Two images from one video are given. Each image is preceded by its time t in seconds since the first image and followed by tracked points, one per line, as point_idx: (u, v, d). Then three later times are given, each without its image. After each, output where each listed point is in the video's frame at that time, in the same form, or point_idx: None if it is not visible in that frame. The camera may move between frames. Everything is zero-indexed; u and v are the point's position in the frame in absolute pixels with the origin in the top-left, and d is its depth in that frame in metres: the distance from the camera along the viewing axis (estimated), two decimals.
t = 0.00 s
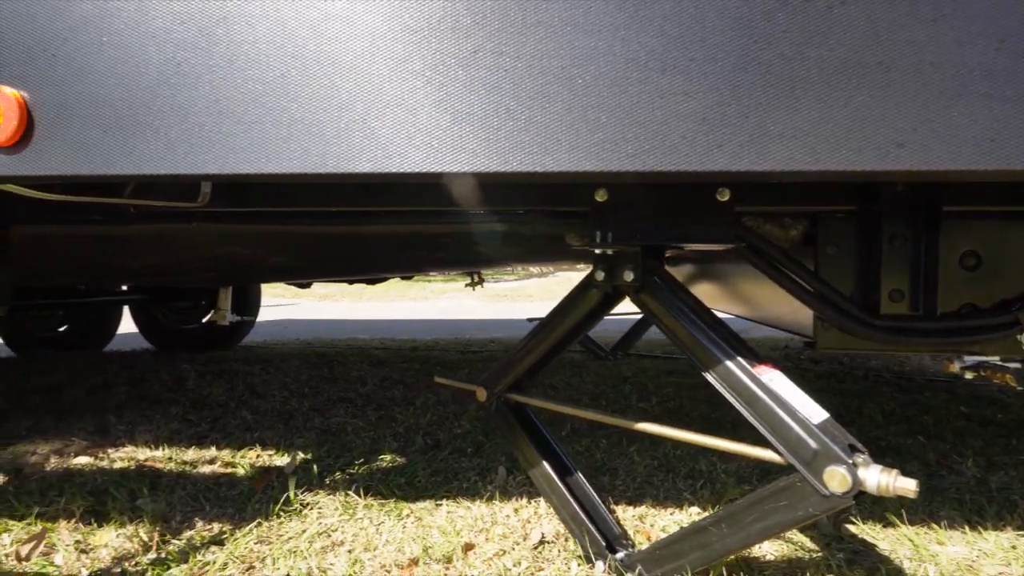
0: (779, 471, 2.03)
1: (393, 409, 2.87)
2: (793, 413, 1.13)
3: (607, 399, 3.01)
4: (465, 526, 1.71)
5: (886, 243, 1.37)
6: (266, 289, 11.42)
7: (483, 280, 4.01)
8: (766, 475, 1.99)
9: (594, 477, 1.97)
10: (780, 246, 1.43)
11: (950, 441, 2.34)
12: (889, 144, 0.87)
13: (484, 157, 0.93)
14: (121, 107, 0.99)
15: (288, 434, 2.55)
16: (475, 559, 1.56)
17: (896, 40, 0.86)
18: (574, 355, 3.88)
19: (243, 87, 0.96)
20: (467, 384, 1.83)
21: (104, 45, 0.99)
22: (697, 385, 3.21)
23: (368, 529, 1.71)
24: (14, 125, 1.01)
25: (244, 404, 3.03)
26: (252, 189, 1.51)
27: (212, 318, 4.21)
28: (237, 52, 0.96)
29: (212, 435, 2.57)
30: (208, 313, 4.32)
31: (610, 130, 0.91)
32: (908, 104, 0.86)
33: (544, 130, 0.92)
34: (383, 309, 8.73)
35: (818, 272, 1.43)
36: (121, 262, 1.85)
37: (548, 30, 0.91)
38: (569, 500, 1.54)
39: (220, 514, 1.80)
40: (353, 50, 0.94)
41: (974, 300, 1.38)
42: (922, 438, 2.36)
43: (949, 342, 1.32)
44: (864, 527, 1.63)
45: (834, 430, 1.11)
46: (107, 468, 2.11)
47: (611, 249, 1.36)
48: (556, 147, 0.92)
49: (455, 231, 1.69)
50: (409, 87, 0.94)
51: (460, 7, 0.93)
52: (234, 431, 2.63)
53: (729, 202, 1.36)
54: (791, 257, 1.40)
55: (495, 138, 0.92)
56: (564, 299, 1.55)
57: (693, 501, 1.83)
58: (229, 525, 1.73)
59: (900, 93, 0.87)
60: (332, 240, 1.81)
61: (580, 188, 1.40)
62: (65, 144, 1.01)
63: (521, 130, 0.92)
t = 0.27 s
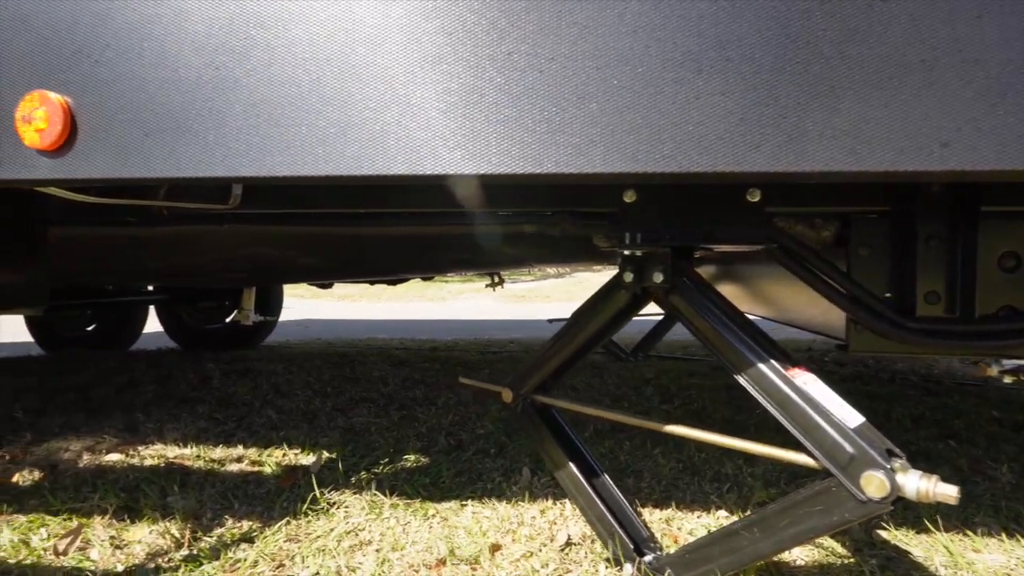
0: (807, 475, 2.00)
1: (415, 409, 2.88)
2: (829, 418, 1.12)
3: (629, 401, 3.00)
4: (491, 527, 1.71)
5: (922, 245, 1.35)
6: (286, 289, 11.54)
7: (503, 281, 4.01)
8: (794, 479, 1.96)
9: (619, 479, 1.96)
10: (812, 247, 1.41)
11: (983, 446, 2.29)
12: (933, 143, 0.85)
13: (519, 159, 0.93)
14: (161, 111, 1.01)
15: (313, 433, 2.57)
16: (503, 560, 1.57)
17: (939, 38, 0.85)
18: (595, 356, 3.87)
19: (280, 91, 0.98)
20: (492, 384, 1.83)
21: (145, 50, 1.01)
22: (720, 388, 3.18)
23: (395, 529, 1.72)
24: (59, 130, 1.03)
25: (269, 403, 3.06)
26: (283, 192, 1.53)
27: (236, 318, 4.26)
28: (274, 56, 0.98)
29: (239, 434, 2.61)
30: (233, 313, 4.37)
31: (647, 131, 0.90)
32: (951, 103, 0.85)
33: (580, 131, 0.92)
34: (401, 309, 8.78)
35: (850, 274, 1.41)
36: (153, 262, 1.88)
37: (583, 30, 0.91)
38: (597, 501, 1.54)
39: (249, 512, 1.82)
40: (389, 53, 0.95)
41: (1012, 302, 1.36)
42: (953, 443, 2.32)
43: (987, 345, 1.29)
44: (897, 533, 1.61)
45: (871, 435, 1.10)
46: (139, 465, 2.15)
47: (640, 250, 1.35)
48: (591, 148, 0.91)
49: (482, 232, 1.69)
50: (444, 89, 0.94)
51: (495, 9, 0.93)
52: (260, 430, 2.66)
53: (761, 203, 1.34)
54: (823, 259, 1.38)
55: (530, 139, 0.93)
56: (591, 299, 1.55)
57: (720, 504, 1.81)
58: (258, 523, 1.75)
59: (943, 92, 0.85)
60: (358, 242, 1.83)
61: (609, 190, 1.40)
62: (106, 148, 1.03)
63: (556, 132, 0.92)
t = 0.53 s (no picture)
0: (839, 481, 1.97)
1: (438, 412, 2.89)
2: (871, 427, 1.10)
3: (652, 405, 2.98)
4: (520, 532, 1.72)
5: (962, 251, 1.32)
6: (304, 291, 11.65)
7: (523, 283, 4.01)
8: (825, 486, 1.94)
9: (646, 485, 1.95)
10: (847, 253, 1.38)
11: (1018, 454, 2.24)
12: (980, 149, 0.86)
13: (558, 166, 0.93)
14: (201, 121, 1.02)
15: (338, 436, 2.59)
16: (532, 566, 1.58)
17: (987, 42, 0.85)
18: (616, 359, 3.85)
19: (319, 99, 0.99)
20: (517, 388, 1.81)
21: (186, 61, 1.03)
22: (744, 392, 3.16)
23: (423, 533, 1.73)
24: (103, 139, 1.05)
25: (293, 405, 3.09)
26: (314, 199, 1.55)
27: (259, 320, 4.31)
28: (313, 65, 0.99)
29: (265, 436, 2.64)
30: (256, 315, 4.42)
31: (688, 138, 0.90)
32: (999, 108, 0.85)
33: (620, 138, 0.91)
34: (419, 311, 8.82)
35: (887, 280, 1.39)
36: (184, 267, 1.90)
37: (623, 37, 0.91)
38: (626, 508, 1.53)
39: (279, 514, 1.84)
40: (428, 61, 0.96)
41: None
42: (987, 450, 2.27)
43: None
44: (933, 542, 1.58)
45: (913, 444, 1.08)
46: (169, 466, 2.18)
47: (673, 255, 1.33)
48: (631, 155, 0.91)
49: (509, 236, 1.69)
50: (482, 96, 0.94)
51: (534, 16, 0.93)
52: (285, 432, 2.69)
53: (795, 207, 1.34)
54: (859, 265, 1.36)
55: (569, 146, 0.93)
56: (621, 304, 1.54)
57: (751, 511, 1.80)
58: (288, 525, 1.77)
59: (990, 96, 0.85)
60: (386, 246, 1.84)
61: (641, 194, 1.39)
62: (148, 158, 1.05)
63: (596, 139, 0.92)
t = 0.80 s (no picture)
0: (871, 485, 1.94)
1: (461, 410, 2.90)
2: (911, 431, 1.08)
3: (675, 406, 2.97)
4: (548, 532, 1.72)
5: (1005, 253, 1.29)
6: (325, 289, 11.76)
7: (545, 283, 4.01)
8: (855, 489, 1.91)
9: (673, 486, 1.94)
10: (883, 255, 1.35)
11: None
12: None
13: (594, 168, 0.93)
14: (241, 125, 1.04)
15: (363, 434, 2.62)
16: (561, 566, 1.58)
17: None
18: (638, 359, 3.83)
19: (356, 102, 1.00)
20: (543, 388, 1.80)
21: (225, 66, 1.04)
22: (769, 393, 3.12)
23: (451, 532, 1.74)
24: (145, 143, 1.07)
25: (318, 403, 3.13)
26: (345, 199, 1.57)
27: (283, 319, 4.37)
28: (350, 68, 1.00)
29: (292, 433, 2.67)
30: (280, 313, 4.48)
31: (726, 139, 0.89)
32: None
33: (657, 139, 0.91)
34: (438, 310, 8.86)
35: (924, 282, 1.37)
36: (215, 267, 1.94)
37: (661, 38, 0.90)
38: (655, 509, 1.52)
39: (309, 511, 1.86)
40: (464, 64, 0.96)
41: None
42: None
43: None
44: (971, 549, 1.55)
45: (954, 449, 1.07)
46: (200, 462, 2.22)
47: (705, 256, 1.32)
48: (669, 156, 0.91)
49: (536, 236, 1.70)
50: (518, 98, 0.95)
51: (570, 17, 0.93)
52: (311, 430, 2.72)
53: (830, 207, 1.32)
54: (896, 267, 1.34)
55: (606, 148, 0.92)
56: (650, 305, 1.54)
57: (784, 514, 1.78)
58: (318, 522, 1.79)
59: None
60: (414, 245, 1.84)
61: (672, 195, 1.39)
62: (188, 161, 1.07)
63: (632, 140, 0.92)
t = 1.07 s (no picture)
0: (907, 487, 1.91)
1: (486, 409, 2.91)
2: (960, 433, 1.06)
3: (701, 405, 2.94)
4: (578, 531, 1.72)
5: None
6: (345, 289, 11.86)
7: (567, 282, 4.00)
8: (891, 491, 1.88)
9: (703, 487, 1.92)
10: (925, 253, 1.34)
11: None
12: None
13: (635, 166, 0.92)
14: (280, 125, 1.05)
15: (389, 432, 2.63)
16: (593, 566, 1.58)
17: None
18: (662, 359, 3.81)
19: (395, 101, 1.00)
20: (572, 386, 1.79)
21: (265, 67, 1.05)
22: (797, 394, 3.08)
23: (481, 530, 1.74)
24: (188, 144, 1.09)
25: (344, 401, 3.16)
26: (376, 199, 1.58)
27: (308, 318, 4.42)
28: (388, 68, 1.00)
29: (319, 431, 2.70)
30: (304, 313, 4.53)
31: (771, 134, 0.88)
32: None
33: (700, 136, 0.90)
34: (458, 309, 8.88)
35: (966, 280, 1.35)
36: (247, 266, 1.96)
37: (702, 33, 0.90)
38: (689, 509, 1.50)
39: (340, 508, 1.88)
40: (503, 61, 0.96)
41: None
42: None
43: None
44: (1015, 554, 1.51)
45: (1005, 451, 1.04)
46: (231, 458, 2.25)
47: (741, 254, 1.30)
48: (711, 153, 0.90)
49: (566, 235, 1.69)
50: (557, 95, 0.94)
51: (610, 13, 0.92)
52: (338, 427, 2.74)
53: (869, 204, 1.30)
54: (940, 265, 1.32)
55: (646, 145, 0.92)
56: (683, 304, 1.53)
57: (817, 516, 1.75)
58: (349, 519, 1.81)
59: None
60: (443, 244, 1.85)
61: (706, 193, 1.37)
62: (228, 162, 1.08)
63: (674, 137, 0.91)
